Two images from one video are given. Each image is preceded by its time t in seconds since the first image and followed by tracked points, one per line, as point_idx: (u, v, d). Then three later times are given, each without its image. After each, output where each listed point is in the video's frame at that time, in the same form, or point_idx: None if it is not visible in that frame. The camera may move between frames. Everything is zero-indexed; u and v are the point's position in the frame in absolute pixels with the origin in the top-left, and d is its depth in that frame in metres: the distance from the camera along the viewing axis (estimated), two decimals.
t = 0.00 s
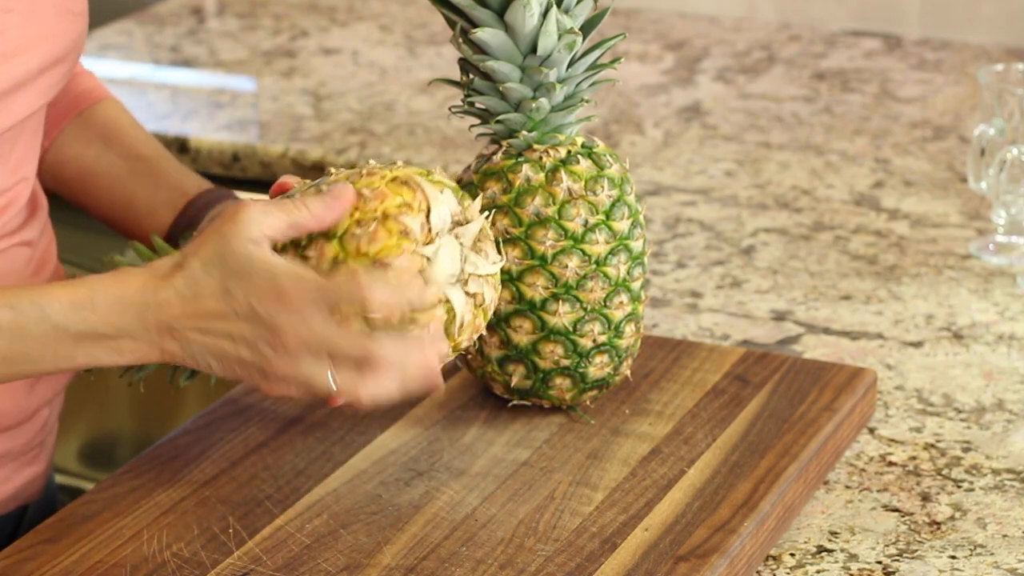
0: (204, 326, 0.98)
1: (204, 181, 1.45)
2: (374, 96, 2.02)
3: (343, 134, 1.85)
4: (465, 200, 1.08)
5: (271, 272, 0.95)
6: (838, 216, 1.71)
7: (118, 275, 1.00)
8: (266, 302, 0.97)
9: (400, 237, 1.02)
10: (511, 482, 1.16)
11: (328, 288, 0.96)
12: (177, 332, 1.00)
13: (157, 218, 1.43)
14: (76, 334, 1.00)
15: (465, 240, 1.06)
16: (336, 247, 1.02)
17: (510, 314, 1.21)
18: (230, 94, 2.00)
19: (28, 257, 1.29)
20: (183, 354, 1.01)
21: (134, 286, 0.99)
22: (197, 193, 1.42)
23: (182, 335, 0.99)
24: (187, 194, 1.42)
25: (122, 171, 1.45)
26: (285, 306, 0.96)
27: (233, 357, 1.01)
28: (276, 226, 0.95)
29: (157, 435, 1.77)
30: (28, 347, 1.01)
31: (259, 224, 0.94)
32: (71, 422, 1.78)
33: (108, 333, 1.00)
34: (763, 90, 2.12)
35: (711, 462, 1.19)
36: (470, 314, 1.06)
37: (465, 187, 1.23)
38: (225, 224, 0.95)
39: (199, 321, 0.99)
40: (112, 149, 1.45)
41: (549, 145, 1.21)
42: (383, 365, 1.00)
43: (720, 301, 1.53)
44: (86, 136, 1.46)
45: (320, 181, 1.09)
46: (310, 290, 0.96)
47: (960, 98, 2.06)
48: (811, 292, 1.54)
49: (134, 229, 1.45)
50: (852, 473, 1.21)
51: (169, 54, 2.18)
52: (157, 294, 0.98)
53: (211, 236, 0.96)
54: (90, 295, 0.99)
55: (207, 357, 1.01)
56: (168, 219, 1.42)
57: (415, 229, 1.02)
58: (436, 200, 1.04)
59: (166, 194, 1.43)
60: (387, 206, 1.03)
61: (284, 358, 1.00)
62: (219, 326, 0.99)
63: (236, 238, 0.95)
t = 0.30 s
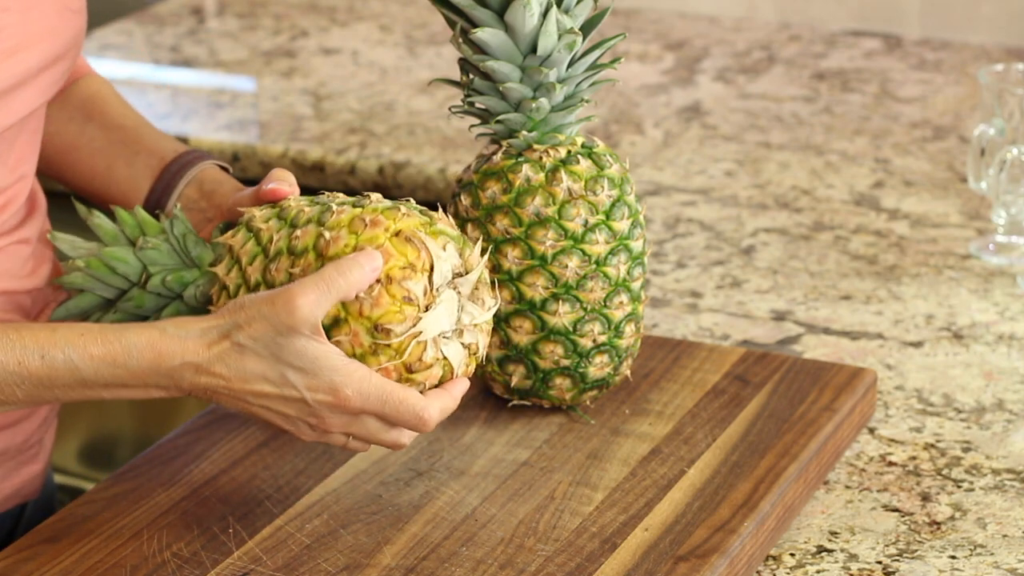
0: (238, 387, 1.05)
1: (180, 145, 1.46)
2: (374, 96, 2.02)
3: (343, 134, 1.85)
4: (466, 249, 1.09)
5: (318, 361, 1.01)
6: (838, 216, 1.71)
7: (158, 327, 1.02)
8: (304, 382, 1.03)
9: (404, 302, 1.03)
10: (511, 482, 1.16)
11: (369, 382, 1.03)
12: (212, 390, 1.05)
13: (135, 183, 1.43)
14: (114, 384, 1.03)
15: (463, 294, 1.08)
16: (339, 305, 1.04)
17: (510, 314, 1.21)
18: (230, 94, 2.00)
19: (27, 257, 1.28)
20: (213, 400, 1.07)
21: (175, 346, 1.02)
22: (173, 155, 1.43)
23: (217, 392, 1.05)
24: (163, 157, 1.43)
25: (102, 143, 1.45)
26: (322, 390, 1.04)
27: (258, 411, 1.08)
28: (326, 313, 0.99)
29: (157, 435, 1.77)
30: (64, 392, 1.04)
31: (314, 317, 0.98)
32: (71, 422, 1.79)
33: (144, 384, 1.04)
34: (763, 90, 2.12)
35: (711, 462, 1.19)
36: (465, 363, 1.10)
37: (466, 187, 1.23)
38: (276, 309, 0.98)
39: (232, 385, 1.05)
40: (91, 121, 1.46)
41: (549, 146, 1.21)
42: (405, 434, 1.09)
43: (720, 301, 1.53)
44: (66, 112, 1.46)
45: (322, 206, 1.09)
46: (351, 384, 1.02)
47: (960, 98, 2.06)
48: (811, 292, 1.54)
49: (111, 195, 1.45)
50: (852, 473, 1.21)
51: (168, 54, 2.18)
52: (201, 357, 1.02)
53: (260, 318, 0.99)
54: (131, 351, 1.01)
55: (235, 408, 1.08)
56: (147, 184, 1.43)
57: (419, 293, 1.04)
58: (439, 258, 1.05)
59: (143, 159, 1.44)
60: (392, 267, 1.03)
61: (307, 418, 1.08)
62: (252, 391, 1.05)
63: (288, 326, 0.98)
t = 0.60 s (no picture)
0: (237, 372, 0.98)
1: (176, 154, 1.46)
2: (374, 96, 2.02)
3: (343, 134, 1.85)
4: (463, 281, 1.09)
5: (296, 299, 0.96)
6: (838, 216, 1.71)
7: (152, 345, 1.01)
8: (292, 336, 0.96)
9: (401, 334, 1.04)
10: (511, 482, 1.16)
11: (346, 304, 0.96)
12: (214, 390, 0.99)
13: (130, 189, 1.43)
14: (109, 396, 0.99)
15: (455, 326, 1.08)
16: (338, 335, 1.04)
17: (510, 314, 1.21)
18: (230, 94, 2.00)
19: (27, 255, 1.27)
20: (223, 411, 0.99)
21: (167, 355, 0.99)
22: (169, 163, 1.43)
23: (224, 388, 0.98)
24: (159, 164, 1.43)
25: (97, 146, 1.45)
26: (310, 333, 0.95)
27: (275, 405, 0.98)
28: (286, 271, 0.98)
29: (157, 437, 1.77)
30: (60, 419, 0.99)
31: (269, 284, 0.97)
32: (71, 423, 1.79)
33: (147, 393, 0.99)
34: (763, 90, 2.12)
35: (711, 462, 1.19)
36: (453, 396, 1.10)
37: (466, 187, 1.23)
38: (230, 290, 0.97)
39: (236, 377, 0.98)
40: (86, 124, 1.46)
41: (549, 145, 1.21)
42: (423, 349, 0.99)
43: (720, 301, 1.53)
44: (61, 114, 1.45)
45: (322, 233, 1.12)
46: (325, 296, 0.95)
47: (960, 98, 2.06)
48: (811, 292, 1.54)
49: (105, 199, 1.45)
50: (852, 473, 1.21)
51: (168, 54, 2.18)
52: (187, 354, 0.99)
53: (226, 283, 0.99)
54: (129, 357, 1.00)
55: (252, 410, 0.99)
56: (141, 191, 1.43)
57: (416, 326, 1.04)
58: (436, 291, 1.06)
59: (139, 164, 1.43)
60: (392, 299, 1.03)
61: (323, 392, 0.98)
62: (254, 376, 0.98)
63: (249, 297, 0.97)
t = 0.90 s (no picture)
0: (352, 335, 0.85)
1: (175, 155, 1.46)
2: (374, 96, 2.02)
3: (343, 134, 1.85)
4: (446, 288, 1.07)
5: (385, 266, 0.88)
6: (838, 216, 1.71)
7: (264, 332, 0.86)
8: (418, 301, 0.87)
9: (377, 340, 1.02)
10: (511, 482, 1.16)
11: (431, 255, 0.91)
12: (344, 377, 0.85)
13: (126, 191, 1.44)
14: (226, 391, 0.85)
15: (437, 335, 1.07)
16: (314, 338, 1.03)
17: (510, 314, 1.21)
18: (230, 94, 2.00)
19: (20, 253, 1.27)
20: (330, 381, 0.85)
21: (285, 331, 0.85)
22: (166, 166, 1.43)
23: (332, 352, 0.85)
24: (156, 167, 1.43)
25: (95, 149, 1.45)
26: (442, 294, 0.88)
27: (407, 383, 0.87)
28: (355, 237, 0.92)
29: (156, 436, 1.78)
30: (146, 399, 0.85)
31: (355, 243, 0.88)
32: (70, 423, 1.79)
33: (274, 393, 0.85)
34: (763, 90, 2.12)
35: (711, 462, 1.19)
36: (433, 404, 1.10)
37: (466, 187, 1.23)
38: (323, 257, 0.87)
39: (365, 341, 0.86)
40: (84, 126, 1.45)
41: (549, 145, 1.21)
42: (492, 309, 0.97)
43: (720, 301, 1.53)
44: (58, 115, 1.45)
45: (306, 235, 1.08)
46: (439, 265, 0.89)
47: (960, 98, 2.06)
48: (811, 292, 1.54)
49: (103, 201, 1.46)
50: (852, 473, 1.21)
51: (169, 54, 2.18)
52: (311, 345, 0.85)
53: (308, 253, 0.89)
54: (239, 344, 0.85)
55: (384, 401, 0.87)
56: (139, 192, 1.43)
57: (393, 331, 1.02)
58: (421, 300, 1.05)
59: (135, 167, 1.44)
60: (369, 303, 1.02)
61: (444, 308, 0.87)
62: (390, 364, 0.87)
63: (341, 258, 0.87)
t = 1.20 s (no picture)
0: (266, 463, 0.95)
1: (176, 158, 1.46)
2: (374, 96, 2.02)
3: (343, 134, 1.85)
4: (455, 275, 1.08)
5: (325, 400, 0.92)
6: (838, 216, 1.71)
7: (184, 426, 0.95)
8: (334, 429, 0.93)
9: (390, 319, 1.02)
10: (511, 482, 1.16)
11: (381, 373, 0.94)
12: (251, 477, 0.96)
13: (125, 191, 1.43)
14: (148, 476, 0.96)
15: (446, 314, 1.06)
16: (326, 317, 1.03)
17: (511, 314, 1.21)
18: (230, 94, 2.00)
19: (25, 253, 1.27)
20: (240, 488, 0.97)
21: (199, 429, 0.94)
22: (167, 165, 1.43)
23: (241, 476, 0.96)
24: (157, 167, 1.43)
25: (96, 150, 1.45)
26: (366, 424, 0.93)
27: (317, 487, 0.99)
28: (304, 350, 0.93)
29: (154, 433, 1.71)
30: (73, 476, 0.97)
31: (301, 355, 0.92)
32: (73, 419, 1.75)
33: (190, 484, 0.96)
34: (763, 90, 2.12)
35: (711, 462, 1.19)
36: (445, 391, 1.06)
37: (466, 187, 1.23)
38: (257, 368, 0.91)
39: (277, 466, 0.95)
40: (84, 126, 1.46)
41: (549, 145, 1.21)
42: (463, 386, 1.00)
43: (720, 301, 1.53)
44: (60, 116, 1.46)
45: (318, 221, 1.09)
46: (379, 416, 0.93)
47: (960, 98, 2.06)
48: (811, 292, 1.54)
49: (102, 202, 1.46)
50: (852, 473, 1.21)
51: (168, 54, 2.18)
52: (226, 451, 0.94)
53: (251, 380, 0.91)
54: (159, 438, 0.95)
55: (290, 489, 0.98)
56: (139, 192, 1.43)
57: (406, 312, 1.03)
58: (429, 279, 1.04)
59: (135, 167, 1.44)
60: (383, 284, 1.03)
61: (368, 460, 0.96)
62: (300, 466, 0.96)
63: (276, 375, 0.91)
